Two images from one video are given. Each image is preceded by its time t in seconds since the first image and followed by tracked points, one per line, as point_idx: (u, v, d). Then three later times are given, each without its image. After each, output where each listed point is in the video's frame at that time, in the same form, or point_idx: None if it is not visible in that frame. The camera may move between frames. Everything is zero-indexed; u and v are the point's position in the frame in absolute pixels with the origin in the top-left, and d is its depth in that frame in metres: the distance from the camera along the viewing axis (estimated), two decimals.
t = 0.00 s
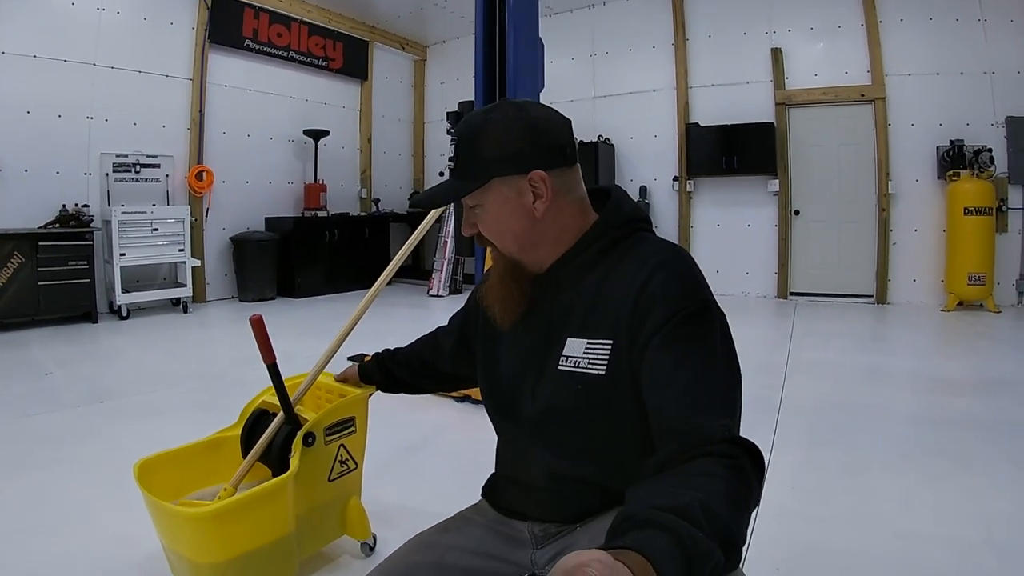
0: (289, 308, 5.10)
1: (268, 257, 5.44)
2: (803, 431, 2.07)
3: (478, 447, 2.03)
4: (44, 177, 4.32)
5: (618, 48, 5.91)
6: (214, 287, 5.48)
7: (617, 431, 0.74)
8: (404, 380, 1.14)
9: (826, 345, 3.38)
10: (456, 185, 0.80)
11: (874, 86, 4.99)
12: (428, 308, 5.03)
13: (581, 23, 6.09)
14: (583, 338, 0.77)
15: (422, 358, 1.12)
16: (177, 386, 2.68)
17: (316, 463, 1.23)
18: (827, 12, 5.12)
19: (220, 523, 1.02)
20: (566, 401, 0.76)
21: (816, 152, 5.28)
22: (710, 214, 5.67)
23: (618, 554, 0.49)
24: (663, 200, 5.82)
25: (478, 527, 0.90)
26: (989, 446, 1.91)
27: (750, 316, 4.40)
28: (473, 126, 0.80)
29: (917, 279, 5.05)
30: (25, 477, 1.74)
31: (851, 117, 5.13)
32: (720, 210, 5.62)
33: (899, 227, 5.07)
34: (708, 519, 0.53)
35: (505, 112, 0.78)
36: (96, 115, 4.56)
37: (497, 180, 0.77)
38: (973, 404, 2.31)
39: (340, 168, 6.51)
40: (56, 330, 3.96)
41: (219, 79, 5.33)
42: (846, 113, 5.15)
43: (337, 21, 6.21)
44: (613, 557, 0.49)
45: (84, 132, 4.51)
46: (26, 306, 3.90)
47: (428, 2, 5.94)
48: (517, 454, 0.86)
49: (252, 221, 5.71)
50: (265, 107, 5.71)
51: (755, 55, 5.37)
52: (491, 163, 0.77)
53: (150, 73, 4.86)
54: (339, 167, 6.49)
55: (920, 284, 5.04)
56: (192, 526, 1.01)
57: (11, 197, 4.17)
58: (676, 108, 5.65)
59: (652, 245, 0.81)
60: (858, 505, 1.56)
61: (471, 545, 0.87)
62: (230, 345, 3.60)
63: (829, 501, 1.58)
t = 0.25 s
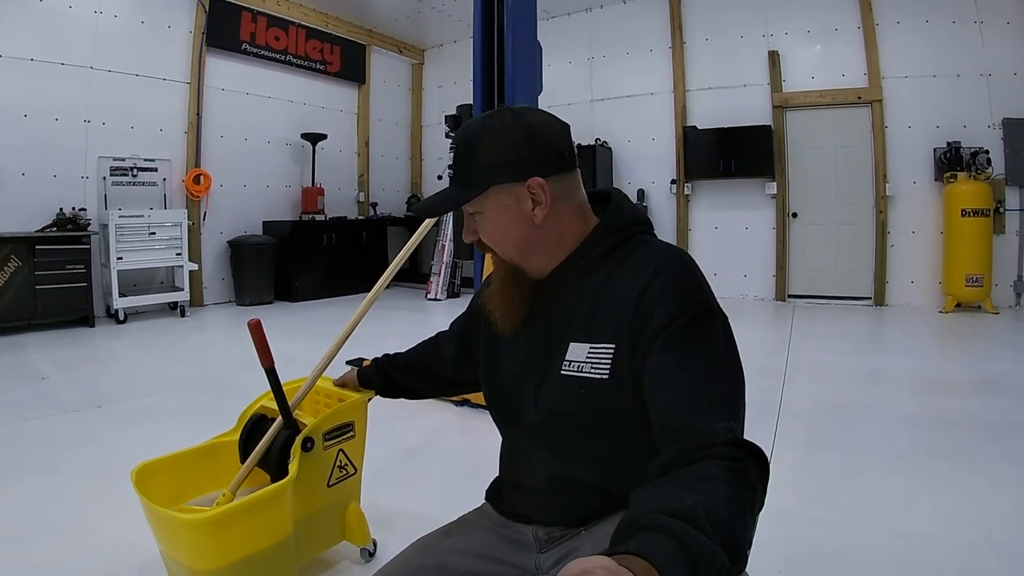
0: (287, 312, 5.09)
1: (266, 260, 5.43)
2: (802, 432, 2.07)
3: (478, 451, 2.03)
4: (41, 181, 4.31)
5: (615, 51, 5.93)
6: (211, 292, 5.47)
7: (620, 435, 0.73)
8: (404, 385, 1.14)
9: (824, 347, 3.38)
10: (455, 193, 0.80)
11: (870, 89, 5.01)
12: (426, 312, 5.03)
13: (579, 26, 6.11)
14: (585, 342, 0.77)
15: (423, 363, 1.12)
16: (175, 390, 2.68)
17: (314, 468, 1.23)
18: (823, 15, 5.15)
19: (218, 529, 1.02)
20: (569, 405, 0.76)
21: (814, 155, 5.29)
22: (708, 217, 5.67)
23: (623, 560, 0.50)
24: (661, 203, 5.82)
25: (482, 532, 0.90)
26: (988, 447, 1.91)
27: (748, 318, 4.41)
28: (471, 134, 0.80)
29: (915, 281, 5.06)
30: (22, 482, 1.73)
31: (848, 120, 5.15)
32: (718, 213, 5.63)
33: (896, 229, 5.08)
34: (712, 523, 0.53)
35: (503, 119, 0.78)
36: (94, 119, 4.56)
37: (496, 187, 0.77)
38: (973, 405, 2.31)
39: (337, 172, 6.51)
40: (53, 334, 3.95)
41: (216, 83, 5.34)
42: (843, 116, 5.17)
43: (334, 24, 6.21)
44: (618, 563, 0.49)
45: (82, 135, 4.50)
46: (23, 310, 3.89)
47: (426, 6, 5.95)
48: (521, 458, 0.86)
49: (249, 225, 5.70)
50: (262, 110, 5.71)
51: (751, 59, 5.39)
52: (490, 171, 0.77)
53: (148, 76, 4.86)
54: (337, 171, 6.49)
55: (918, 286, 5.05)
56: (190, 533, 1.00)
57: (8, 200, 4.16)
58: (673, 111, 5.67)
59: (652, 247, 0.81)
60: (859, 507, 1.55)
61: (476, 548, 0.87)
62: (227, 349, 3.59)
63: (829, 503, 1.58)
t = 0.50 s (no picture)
0: (285, 313, 5.09)
1: (264, 261, 5.43)
2: (799, 433, 2.08)
3: (475, 453, 2.03)
4: (38, 181, 4.30)
5: (614, 53, 5.94)
6: (209, 292, 5.46)
7: (617, 437, 0.73)
8: (401, 387, 1.14)
9: (820, 349, 3.39)
10: (456, 191, 0.80)
11: (868, 91, 5.02)
12: (423, 313, 5.02)
13: (578, 28, 6.12)
14: (582, 344, 0.77)
15: (421, 366, 1.12)
16: (172, 391, 2.67)
17: (312, 468, 1.23)
18: (821, 18, 5.17)
19: (215, 530, 1.01)
20: (567, 407, 0.76)
21: (812, 157, 5.31)
22: (706, 219, 5.68)
23: (621, 560, 0.50)
24: (659, 205, 5.84)
25: (479, 533, 0.90)
26: (984, 449, 1.92)
27: (745, 320, 4.42)
28: (472, 132, 0.80)
29: (912, 283, 5.07)
30: (17, 483, 1.73)
31: (846, 122, 5.16)
32: (716, 215, 5.64)
33: (894, 231, 5.10)
34: (709, 523, 0.53)
35: (504, 118, 0.79)
36: (92, 119, 4.55)
37: (497, 186, 0.77)
38: (969, 407, 2.31)
39: (335, 173, 6.51)
40: (50, 335, 3.94)
41: (215, 83, 5.33)
42: (841, 118, 5.18)
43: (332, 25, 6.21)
44: (615, 564, 0.49)
45: (80, 136, 4.50)
46: (20, 310, 3.88)
47: (424, 8, 5.96)
48: (519, 460, 0.86)
49: (247, 226, 5.69)
50: (261, 111, 5.71)
51: (749, 61, 5.40)
52: (491, 170, 0.77)
53: (145, 76, 4.85)
54: (335, 172, 6.49)
55: (914, 288, 5.07)
56: (188, 534, 0.99)
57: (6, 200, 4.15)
58: (671, 113, 5.68)
59: (649, 249, 0.81)
60: (855, 509, 1.55)
61: (474, 550, 0.87)
62: (224, 350, 3.58)
63: (826, 505, 1.58)
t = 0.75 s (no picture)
0: (291, 313, 5.11)
1: (271, 262, 5.45)
2: (800, 438, 2.06)
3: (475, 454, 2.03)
4: (45, 180, 4.33)
5: (621, 56, 5.94)
6: (216, 292, 5.49)
7: (604, 438, 0.74)
8: (393, 387, 1.14)
9: (825, 353, 3.37)
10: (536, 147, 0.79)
11: (875, 95, 4.99)
12: (427, 315, 5.03)
13: (586, 30, 6.12)
14: (569, 347, 0.78)
15: (411, 368, 1.12)
16: (176, 390, 2.68)
17: (309, 466, 1.23)
18: (828, 20, 5.15)
19: (211, 525, 1.01)
20: (554, 410, 0.77)
21: (818, 161, 5.28)
22: (712, 223, 5.67)
23: (604, 556, 0.50)
24: (665, 208, 5.83)
25: (469, 532, 0.90)
26: (986, 455, 1.90)
27: (750, 323, 4.41)
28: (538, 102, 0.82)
29: (918, 287, 5.04)
30: (17, 480, 1.73)
31: (853, 126, 5.13)
32: (723, 219, 5.62)
33: (900, 235, 5.07)
34: (691, 520, 0.53)
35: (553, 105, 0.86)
36: (100, 119, 4.59)
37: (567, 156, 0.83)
38: (974, 414, 2.28)
39: (343, 175, 6.53)
40: (56, 333, 3.97)
41: (223, 84, 5.37)
42: (847, 121, 5.15)
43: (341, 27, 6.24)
44: (598, 559, 0.50)
45: (90, 137, 4.54)
46: (27, 309, 3.91)
47: (432, 10, 5.97)
48: (505, 463, 0.86)
49: (255, 226, 5.72)
50: (270, 112, 5.75)
51: (757, 64, 5.39)
52: (565, 139, 0.83)
53: (152, 77, 4.88)
54: (343, 174, 6.52)
55: (921, 292, 5.04)
56: (185, 528, 1.00)
57: (14, 200, 4.18)
58: (678, 116, 5.67)
59: (636, 249, 0.82)
60: (854, 515, 1.53)
61: (462, 550, 0.87)
62: (228, 350, 3.60)
63: (824, 511, 1.56)
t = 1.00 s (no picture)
0: (325, 316, 5.23)
1: (309, 266, 5.60)
2: (823, 450, 2.01)
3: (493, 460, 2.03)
4: (89, 185, 4.54)
5: (655, 60, 5.91)
6: (255, 295, 5.65)
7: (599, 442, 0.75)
8: (401, 390, 1.17)
9: (862, 363, 3.26)
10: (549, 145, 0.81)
11: (913, 97, 4.84)
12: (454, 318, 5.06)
13: (619, 36, 6.11)
14: (565, 351, 0.79)
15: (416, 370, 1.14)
16: (206, 389, 2.77)
17: (323, 464, 1.26)
18: (863, 21, 5.02)
19: (226, 518, 1.05)
20: (550, 414, 0.77)
21: (853, 166, 5.15)
22: (748, 229, 5.57)
23: (597, 559, 0.50)
24: (700, 213, 5.75)
25: (468, 530, 0.91)
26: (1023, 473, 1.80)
27: (782, 331, 4.31)
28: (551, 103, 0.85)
29: (958, 295, 4.85)
30: (53, 472, 1.82)
31: (890, 129, 4.98)
32: (758, 225, 5.52)
33: (940, 242, 4.88)
34: (687, 524, 0.54)
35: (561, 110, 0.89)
36: (141, 126, 4.79)
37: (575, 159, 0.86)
38: (1014, 429, 2.17)
39: (382, 181, 6.68)
40: (97, 332, 4.15)
41: (263, 92, 5.55)
42: (883, 125, 5.00)
43: (377, 36, 6.39)
44: (591, 563, 0.50)
45: (131, 143, 4.74)
46: (69, 307, 4.11)
47: (467, 17, 6.06)
48: (501, 466, 0.86)
49: (293, 231, 5.89)
50: (309, 119, 5.92)
51: (790, 67, 5.28)
52: (574, 142, 0.85)
53: (193, 86, 5.08)
54: (380, 179, 6.66)
55: (960, 301, 4.85)
56: (200, 520, 1.04)
57: (58, 204, 4.41)
58: (712, 121, 5.60)
59: (633, 252, 0.83)
60: (873, 531, 1.48)
61: (459, 546, 0.88)
62: (260, 351, 3.70)
63: (842, 526, 1.51)
